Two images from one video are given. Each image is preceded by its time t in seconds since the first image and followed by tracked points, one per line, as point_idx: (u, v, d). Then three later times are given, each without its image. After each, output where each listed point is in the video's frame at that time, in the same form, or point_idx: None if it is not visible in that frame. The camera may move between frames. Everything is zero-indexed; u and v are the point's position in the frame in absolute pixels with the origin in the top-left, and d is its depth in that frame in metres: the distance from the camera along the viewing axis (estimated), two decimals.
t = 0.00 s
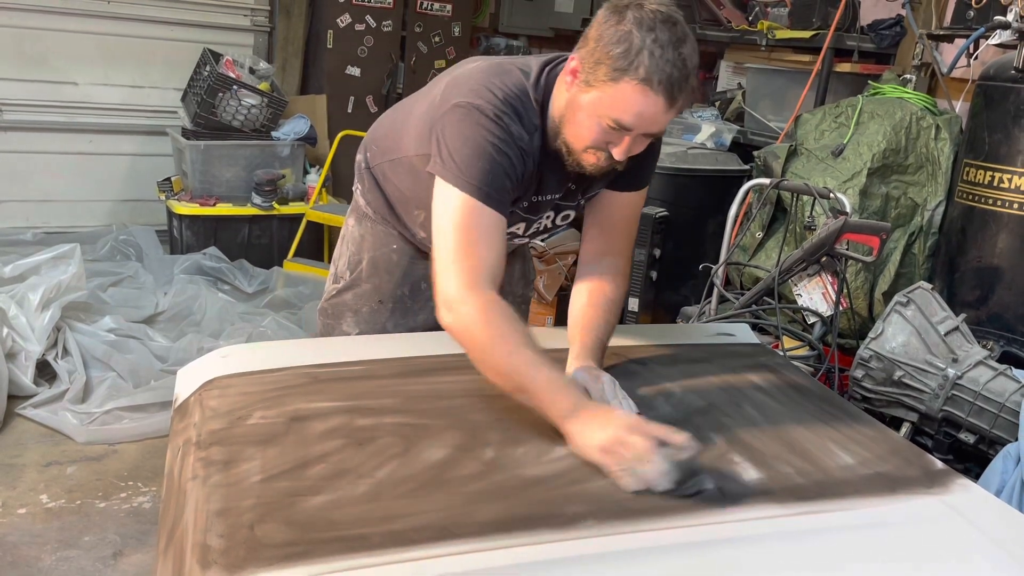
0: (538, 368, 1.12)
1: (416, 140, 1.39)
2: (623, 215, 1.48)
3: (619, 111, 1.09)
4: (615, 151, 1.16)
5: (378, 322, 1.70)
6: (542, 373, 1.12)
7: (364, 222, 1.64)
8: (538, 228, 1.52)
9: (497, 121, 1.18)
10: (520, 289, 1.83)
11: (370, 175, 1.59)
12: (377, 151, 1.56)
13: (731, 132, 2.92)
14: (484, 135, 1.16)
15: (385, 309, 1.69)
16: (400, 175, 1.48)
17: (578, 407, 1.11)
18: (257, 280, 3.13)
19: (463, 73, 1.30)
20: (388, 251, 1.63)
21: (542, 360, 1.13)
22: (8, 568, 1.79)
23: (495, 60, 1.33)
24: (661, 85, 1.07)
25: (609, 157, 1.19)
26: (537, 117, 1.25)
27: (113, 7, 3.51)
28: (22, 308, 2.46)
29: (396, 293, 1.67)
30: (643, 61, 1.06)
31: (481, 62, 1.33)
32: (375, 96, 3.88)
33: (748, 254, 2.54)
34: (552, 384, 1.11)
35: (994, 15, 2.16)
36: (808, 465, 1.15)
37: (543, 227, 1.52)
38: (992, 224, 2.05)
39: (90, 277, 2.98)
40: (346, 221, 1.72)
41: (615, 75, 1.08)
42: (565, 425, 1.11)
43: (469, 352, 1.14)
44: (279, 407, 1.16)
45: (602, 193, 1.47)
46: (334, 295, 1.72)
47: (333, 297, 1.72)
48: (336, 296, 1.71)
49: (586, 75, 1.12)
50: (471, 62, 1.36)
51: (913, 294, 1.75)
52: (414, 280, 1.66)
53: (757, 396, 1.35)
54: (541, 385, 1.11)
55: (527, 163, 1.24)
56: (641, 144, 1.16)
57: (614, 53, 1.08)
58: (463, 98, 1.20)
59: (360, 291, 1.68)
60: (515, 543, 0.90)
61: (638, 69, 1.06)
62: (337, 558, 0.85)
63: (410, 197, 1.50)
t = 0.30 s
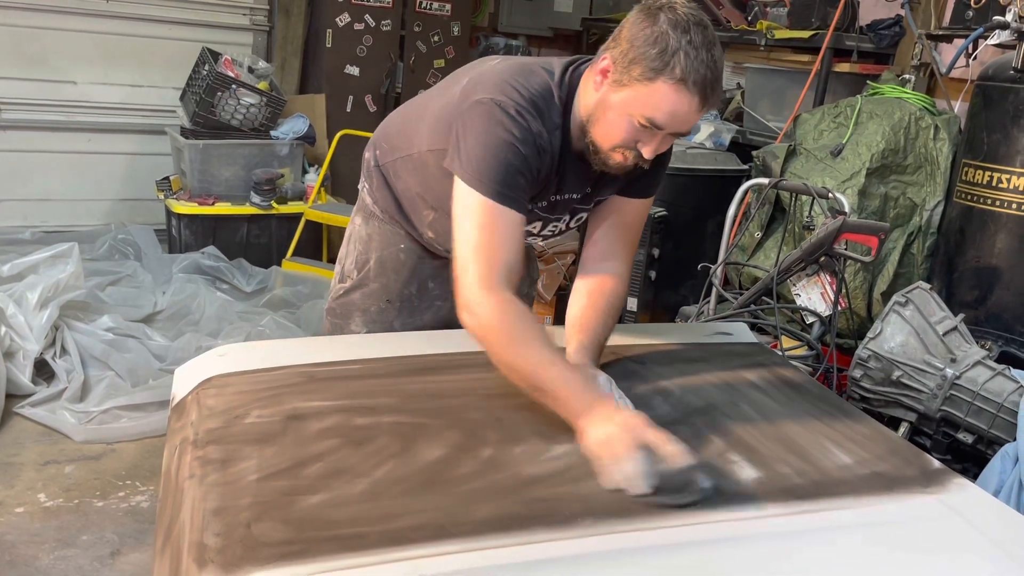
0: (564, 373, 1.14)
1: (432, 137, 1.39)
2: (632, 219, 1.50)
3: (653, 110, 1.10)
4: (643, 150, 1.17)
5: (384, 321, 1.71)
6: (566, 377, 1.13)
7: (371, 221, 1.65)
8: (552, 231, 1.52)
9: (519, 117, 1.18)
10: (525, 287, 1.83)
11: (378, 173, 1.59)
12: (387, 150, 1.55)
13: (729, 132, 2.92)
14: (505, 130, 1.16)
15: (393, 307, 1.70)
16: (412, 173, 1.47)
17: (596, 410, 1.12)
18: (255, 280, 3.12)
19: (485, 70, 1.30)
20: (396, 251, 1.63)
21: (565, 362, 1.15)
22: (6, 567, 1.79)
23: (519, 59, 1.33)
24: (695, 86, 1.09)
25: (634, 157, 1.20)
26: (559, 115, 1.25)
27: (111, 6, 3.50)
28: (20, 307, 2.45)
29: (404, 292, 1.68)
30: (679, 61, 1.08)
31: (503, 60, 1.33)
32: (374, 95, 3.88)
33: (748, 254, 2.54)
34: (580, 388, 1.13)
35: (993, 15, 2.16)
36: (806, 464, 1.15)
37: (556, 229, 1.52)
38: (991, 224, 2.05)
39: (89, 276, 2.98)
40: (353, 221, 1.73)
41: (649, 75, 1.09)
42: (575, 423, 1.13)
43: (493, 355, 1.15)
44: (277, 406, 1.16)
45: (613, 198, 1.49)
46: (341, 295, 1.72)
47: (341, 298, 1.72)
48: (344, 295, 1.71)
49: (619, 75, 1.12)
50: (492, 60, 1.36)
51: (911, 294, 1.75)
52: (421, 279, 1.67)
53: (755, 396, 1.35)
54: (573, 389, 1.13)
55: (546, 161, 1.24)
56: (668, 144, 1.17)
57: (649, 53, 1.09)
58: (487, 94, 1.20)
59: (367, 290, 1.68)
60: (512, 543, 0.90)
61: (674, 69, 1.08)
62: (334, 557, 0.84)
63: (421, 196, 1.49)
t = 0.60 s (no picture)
0: (644, 365, 1.16)
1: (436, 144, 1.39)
2: (633, 220, 1.50)
3: (641, 115, 1.10)
4: (636, 155, 1.17)
5: (391, 319, 1.71)
6: (649, 370, 1.16)
7: (377, 220, 1.65)
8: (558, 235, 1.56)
9: (531, 122, 1.19)
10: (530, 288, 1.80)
11: (385, 173, 1.59)
12: (393, 152, 1.56)
13: (729, 133, 2.92)
14: (520, 136, 1.17)
15: (400, 306, 1.70)
16: (417, 175, 1.48)
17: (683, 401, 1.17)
18: (254, 279, 3.12)
19: (489, 77, 1.31)
20: (400, 251, 1.63)
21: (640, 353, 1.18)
22: (4, 566, 1.79)
23: (521, 66, 1.34)
24: (682, 91, 1.08)
25: (628, 163, 1.20)
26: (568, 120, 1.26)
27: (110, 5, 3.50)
28: (19, 306, 2.45)
29: (409, 290, 1.68)
30: (666, 67, 1.08)
31: (503, 68, 1.34)
32: (373, 95, 3.88)
33: (747, 255, 2.54)
34: (661, 379, 1.17)
35: (993, 16, 2.16)
36: (804, 465, 1.15)
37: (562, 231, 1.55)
38: (990, 225, 2.05)
39: (88, 275, 2.98)
40: (359, 220, 1.74)
41: (637, 82, 1.09)
42: (682, 418, 1.18)
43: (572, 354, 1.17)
44: (275, 405, 1.16)
45: (616, 197, 1.49)
46: (350, 296, 1.73)
47: (350, 300, 1.73)
48: (352, 297, 1.73)
49: (608, 81, 1.13)
50: (493, 67, 1.36)
51: (911, 294, 1.76)
52: (425, 278, 1.66)
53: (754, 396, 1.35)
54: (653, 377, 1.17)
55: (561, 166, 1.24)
56: (662, 148, 1.17)
57: (636, 59, 1.09)
58: (494, 102, 1.21)
59: (373, 290, 1.69)
60: (509, 543, 0.90)
61: (661, 74, 1.08)
62: (333, 557, 0.84)
63: (429, 198, 1.49)
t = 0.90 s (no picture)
0: (610, 363, 1.14)
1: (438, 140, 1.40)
2: (633, 221, 1.49)
3: (640, 109, 1.10)
4: (635, 151, 1.16)
5: (394, 318, 1.71)
6: (618, 368, 1.14)
7: (379, 221, 1.65)
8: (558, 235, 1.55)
9: (530, 115, 1.20)
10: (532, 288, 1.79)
11: (388, 172, 1.58)
12: (397, 151, 1.56)
13: (728, 133, 2.92)
14: (519, 128, 1.18)
15: (404, 306, 1.70)
16: (420, 174, 1.47)
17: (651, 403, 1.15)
18: (253, 279, 3.12)
19: (490, 72, 1.32)
20: (403, 251, 1.63)
21: (611, 353, 1.16)
22: (3, 566, 1.79)
23: (523, 62, 1.35)
24: (682, 87, 1.08)
25: (627, 159, 1.20)
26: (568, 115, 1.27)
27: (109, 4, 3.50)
28: (18, 305, 2.45)
29: (413, 290, 1.68)
30: (666, 61, 1.08)
31: (509, 62, 1.35)
32: (373, 94, 3.88)
33: (746, 255, 2.55)
34: (627, 378, 1.14)
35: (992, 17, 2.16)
36: (803, 465, 1.15)
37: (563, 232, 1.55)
38: (989, 225, 2.06)
39: (87, 274, 2.97)
40: (362, 220, 1.74)
41: (638, 75, 1.09)
42: (646, 418, 1.16)
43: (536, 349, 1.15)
44: (274, 405, 1.16)
45: (617, 198, 1.49)
46: (353, 296, 1.73)
47: (354, 300, 1.74)
48: (355, 297, 1.73)
49: (610, 75, 1.13)
50: (495, 64, 1.37)
51: (910, 295, 1.76)
52: (428, 278, 1.66)
53: (753, 396, 1.35)
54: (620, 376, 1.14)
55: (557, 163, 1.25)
56: (661, 145, 1.16)
57: (638, 53, 1.09)
58: (493, 95, 1.22)
59: (377, 289, 1.69)
60: (507, 542, 0.90)
61: (661, 69, 1.08)
62: (331, 556, 0.84)
63: (431, 196, 1.48)
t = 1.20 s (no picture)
0: (502, 371, 1.10)
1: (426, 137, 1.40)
2: (628, 218, 1.49)
3: (618, 104, 1.10)
4: (613, 147, 1.16)
5: (390, 319, 1.69)
6: (500, 374, 1.10)
7: (375, 221, 1.65)
8: (549, 229, 1.48)
9: (502, 113, 1.19)
10: (532, 288, 1.78)
11: (384, 172, 1.58)
12: (391, 151, 1.55)
13: (728, 133, 2.93)
14: (489, 126, 1.17)
15: (401, 306, 1.70)
16: (415, 174, 1.48)
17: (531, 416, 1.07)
18: (253, 278, 3.12)
19: (474, 69, 1.31)
20: (399, 250, 1.63)
21: (510, 361, 1.11)
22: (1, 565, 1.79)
23: (509, 59, 1.34)
24: (658, 82, 1.07)
25: (606, 156, 1.19)
26: (546, 113, 1.25)
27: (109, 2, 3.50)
28: (17, 304, 2.45)
29: (410, 290, 1.67)
30: (642, 56, 1.07)
31: (494, 59, 1.34)
32: (372, 93, 3.88)
33: (746, 255, 2.54)
34: (516, 387, 1.09)
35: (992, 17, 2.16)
36: (803, 466, 1.15)
37: (555, 229, 1.49)
38: (989, 226, 2.06)
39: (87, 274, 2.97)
40: (358, 220, 1.73)
41: (615, 68, 1.09)
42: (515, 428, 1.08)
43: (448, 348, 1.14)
44: (274, 406, 1.16)
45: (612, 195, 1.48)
46: (348, 296, 1.72)
47: (349, 300, 1.72)
48: (351, 297, 1.71)
49: (588, 69, 1.13)
50: (482, 60, 1.36)
51: (909, 295, 1.76)
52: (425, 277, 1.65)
53: (754, 398, 1.35)
54: (508, 387, 1.09)
55: (530, 163, 1.24)
56: (640, 141, 1.15)
57: (615, 47, 1.09)
58: (470, 93, 1.22)
59: (373, 289, 1.68)
60: (507, 544, 0.90)
61: (637, 63, 1.07)
62: (331, 558, 0.84)
63: (426, 195, 1.49)
